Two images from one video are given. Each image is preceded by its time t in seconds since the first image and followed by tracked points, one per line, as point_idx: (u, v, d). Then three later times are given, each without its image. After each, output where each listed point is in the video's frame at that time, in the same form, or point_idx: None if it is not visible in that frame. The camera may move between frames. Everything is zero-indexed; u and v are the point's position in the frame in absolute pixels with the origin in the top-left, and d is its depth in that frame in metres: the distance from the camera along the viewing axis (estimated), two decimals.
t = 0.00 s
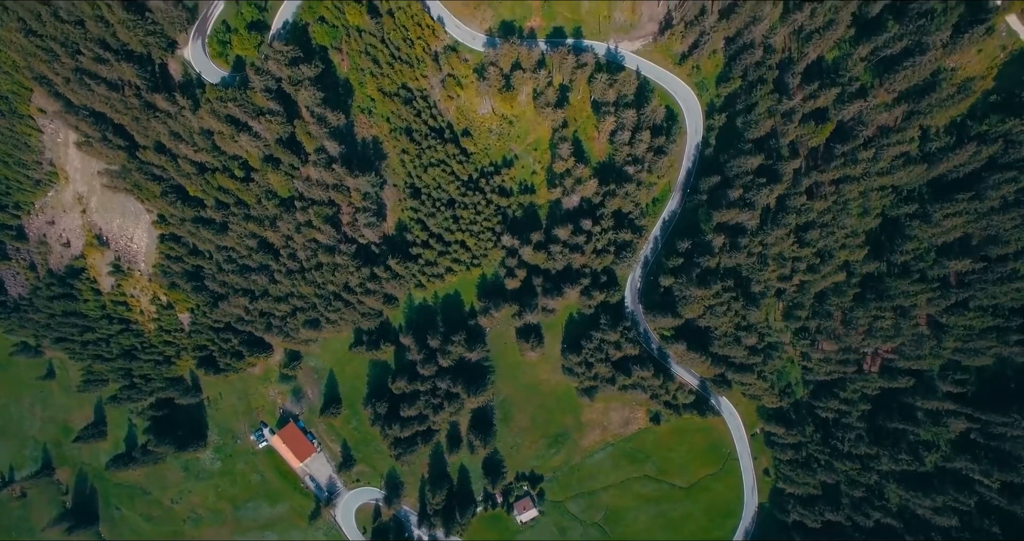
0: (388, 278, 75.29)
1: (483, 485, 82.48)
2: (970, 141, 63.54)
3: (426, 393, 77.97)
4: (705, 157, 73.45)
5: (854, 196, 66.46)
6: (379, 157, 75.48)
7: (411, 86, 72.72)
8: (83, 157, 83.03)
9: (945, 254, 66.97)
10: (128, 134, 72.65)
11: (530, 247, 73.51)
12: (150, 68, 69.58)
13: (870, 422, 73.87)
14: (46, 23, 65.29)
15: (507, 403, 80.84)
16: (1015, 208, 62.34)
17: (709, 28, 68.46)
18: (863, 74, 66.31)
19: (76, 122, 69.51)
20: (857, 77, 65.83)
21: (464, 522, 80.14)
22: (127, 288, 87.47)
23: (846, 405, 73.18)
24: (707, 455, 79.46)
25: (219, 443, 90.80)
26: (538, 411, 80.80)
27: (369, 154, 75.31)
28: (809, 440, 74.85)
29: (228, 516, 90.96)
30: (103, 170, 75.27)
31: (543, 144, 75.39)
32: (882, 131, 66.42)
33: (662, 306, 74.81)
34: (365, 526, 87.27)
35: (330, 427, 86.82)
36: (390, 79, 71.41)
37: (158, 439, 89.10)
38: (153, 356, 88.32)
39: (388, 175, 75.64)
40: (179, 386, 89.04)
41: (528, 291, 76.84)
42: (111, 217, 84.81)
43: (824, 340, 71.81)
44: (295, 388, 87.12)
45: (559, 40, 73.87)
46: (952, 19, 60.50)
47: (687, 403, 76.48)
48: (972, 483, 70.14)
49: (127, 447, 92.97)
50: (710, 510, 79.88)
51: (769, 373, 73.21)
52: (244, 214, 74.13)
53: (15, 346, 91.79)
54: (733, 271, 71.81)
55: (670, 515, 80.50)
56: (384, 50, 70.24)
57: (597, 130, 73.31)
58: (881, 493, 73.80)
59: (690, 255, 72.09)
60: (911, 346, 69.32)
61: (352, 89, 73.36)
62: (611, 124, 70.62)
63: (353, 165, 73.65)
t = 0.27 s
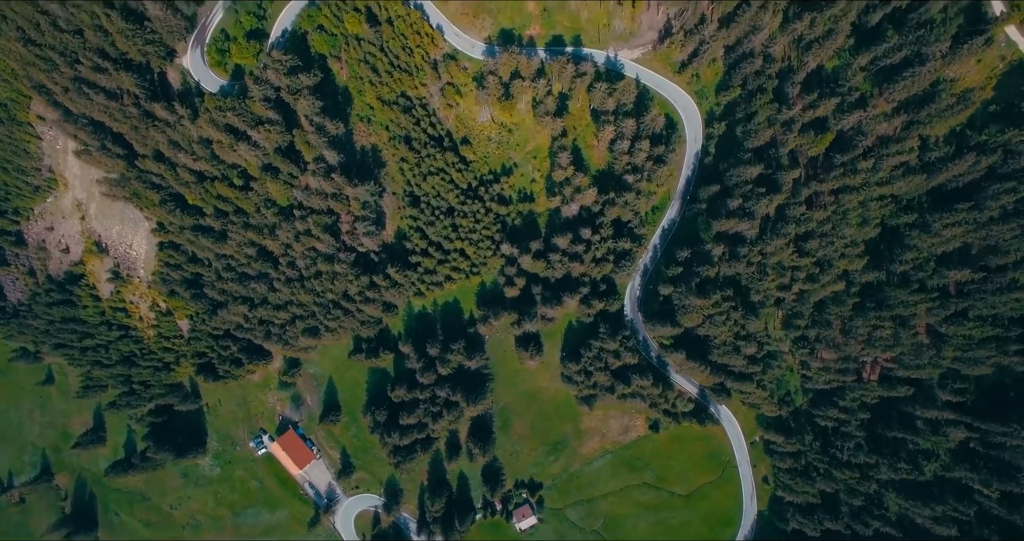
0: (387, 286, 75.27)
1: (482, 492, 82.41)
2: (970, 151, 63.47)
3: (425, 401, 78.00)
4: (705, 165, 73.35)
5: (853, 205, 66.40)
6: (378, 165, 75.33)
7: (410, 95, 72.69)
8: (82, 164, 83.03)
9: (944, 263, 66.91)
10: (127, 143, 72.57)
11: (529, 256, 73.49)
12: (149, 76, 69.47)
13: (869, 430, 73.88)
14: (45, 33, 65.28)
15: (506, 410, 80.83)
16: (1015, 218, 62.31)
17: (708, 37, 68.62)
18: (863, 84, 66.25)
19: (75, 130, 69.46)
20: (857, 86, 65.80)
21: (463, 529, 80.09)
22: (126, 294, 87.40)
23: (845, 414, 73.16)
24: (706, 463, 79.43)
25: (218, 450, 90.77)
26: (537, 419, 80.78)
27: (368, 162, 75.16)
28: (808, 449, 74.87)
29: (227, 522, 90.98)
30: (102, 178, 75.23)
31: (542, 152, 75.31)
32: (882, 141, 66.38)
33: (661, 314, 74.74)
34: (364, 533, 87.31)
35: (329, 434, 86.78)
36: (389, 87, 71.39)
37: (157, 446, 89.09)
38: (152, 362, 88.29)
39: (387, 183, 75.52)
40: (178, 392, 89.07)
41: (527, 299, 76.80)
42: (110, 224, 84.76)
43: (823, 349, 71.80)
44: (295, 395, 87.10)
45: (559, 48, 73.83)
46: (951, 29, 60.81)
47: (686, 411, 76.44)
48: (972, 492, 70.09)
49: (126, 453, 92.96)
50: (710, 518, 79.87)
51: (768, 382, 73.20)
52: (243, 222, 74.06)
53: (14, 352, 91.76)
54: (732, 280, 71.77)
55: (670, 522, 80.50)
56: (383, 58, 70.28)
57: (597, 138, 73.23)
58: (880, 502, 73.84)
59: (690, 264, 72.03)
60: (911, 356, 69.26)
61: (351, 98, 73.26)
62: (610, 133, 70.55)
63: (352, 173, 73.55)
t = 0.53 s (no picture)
0: (386, 293, 75.29)
1: (482, 498, 82.35)
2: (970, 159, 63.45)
3: (424, 408, 78.04)
4: (705, 172, 73.29)
5: (853, 214, 66.39)
6: (377, 172, 75.24)
7: (410, 102, 72.62)
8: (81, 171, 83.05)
9: (944, 271, 66.88)
10: (126, 150, 72.52)
11: (529, 263, 73.50)
12: (148, 84, 69.41)
13: (869, 437, 73.88)
14: (44, 41, 65.16)
15: (505, 417, 80.84)
16: (1015, 227, 62.29)
17: (708, 45, 68.62)
18: (863, 92, 66.24)
19: (75, 138, 69.44)
20: (857, 95, 65.79)
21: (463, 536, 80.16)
22: (126, 300, 87.34)
23: (845, 421, 73.18)
24: (706, 469, 79.41)
25: (218, 455, 90.77)
26: (537, 426, 80.77)
27: (367, 170, 75.06)
28: (807, 456, 74.86)
29: (227, 527, 91.01)
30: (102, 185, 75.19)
31: (542, 159, 75.24)
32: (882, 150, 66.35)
33: (661, 322, 74.72)
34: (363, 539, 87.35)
35: (329, 440, 86.74)
36: (389, 95, 71.39)
37: (157, 452, 89.10)
38: (152, 368, 88.27)
39: (387, 190, 75.43)
40: (178, 398, 89.12)
41: (527, 307, 76.79)
42: (109, 230, 84.71)
43: (823, 357, 71.79)
44: (294, 401, 87.07)
45: (558, 55, 73.82)
46: (951, 38, 61.05)
47: (685, 418, 76.42)
48: (972, 500, 70.23)
49: (125, 458, 92.97)
50: (709, 525, 79.88)
51: (768, 389, 73.17)
52: (242, 230, 74.01)
53: (13, 357, 91.76)
54: (732, 287, 71.75)
55: (670, 528, 80.52)
56: (382, 66, 70.21)
57: (596, 145, 73.14)
58: (880, 510, 73.89)
59: (689, 271, 71.99)
60: (910, 364, 69.21)
61: (351, 105, 73.17)
62: (610, 141, 70.51)
63: (351, 180, 73.45)
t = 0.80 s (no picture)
0: (386, 302, 75.28)
1: (481, 506, 82.25)
2: (969, 169, 63.42)
3: (424, 417, 78.04)
4: (704, 181, 73.22)
5: (852, 224, 66.41)
6: (377, 180, 75.17)
7: (409, 110, 72.59)
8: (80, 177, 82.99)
9: (944, 281, 66.89)
10: (125, 158, 72.45)
11: (528, 272, 73.50)
12: (147, 92, 69.34)
13: (868, 446, 73.87)
14: (43, 50, 65.25)
15: (504, 425, 80.82)
16: (1014, 237, 62.30)
17: (707, 54, 68.61)
18: (863, 101, 66.22)
19: (74, 146, 69.41)
20: (857, 104, 65.79)
21: None
22: (125, 306, 87.26)
23: (844, 430, 73.17)
24: (705, 477, 79.34)
25: (217, 461, 90.75)
26: (536, 433, 80.74)
27: (366, 178, 74.97)
28: (806, 464, 74.86)
29: (226, 534, 90.99)
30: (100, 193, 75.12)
31: (541, 167, 75.17)
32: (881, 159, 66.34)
33: (660, 330, 74.66)
34: None
35: (328, 448, 86.66)
36: (388, 103, 71.37)
37: (156, 458, 89.06)
38: (151, 375, 88.19)
39: (386, 198, 75.35)
40: (178, 404, 89.12)
41: (526, 315, 76.80)
42: (109, 236, 84.61)
43: (822, 366, 71.72)
44: (293, 407, 87.03)
45: (558, 63, 73.78)
46: (951, 49, 61.11)
47: (684, 426, 76.41)
48: (971, 509, 70.36)
49: (124, 464, 92.94)
50: (709, 532, 79.84)
51: (767, 398, 73.11)
52: (241, 238, 73.96)
53: (12, 362, 91.68)
54: (731, 296, 71.69)
55: (669, 535, 80.50)
56: (381, 74, 70.17)
57: (596, 154, 73.05)
58: (879, 519, 73.86)
59: (689, 280, 71.92)
60: (909, 374, 69.19)
61: (350, 113, 73.09)
62: (609, 150, 70.49)
63: (350, 189, 73.37)
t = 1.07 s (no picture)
0: (385, 310, 75.29)
1: (480, 513, 82.15)
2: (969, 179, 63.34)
3: (423, 425, 78.03)
4: (704, 190, 73.14)
5: (852, 233, 66.37)
6: (376, 189, 75.08)
7: (408, 118, 72.54)
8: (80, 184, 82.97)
9: (943, 291, 66.83)
10: (124, 167, 72.39)
11: (527, 281, 73.48)
12: (146, 101, 69.28)
13: (868, 454, 73.76)
14: (42, 60, 65.29)
15: (504, 432, 80.81)
16: (1013, 248, 62.27)
17: (707, 63, 68.56)
18: (863, 111, 66.19)
19: (73, 155, 69.42)
20: (857, 114, 65.77)
21: None
22: (124, 313, 87.19)
23: (843, 438, 73.15)
24: (705, 485, 79.27)
25: (217, 468, 90.77)
26: (535, 441, 80.74)
27: (366, 186, 74.88)
28: (806, 473, 74.80)
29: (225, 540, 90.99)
30: (100, 201, 75.08)
31: (541, 175, 75.09)
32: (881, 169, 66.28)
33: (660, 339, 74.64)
34: None
35: (328, 455, 86.60)
36: (387, 112, 71.34)
37: (156, 465, 89.08)
38: (151, 381, 88.16)
39: (385, 207, 75.25)
40: (177, 411, 89.14)
41: (526, 323, 76.80)
42: (108, 243, 84.58)
43: (822, 375, 71.63)
44: (293, 415, 86.99)
45: (557, 71, 73.72)
46: (950, 59, 61.16)
47: (684, 434, 76.40)
48: (971, 519, 70.10)
49: (124, 470, 92.96)
50: (708, 540, 79.80)
51: (767, 407, 73.05)
52: (240, 246, 73.90)
53: (12, 368, 91.66)
54: (731, 305, 71.62)
55: None
56: (380, 83, 70.13)
57: (596, 162, 72.94)
58: (879, 528, 73.71)
59: (688, 289, 71.89)
60: (909, 383, 69.12)
61: (349, 121, 73.04)
62: (609, 159, 70.44)
63: (349, 197, 73.28)
